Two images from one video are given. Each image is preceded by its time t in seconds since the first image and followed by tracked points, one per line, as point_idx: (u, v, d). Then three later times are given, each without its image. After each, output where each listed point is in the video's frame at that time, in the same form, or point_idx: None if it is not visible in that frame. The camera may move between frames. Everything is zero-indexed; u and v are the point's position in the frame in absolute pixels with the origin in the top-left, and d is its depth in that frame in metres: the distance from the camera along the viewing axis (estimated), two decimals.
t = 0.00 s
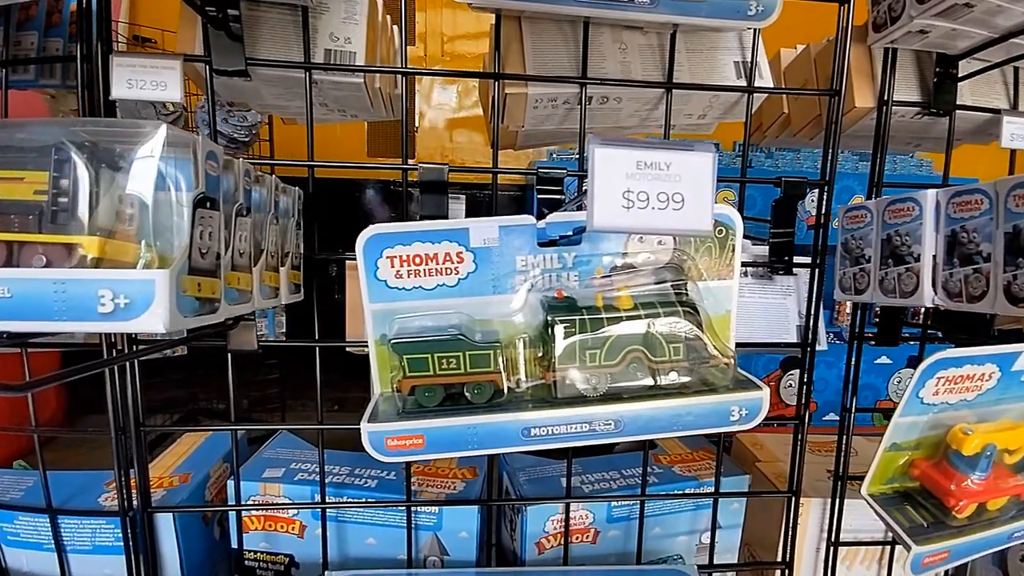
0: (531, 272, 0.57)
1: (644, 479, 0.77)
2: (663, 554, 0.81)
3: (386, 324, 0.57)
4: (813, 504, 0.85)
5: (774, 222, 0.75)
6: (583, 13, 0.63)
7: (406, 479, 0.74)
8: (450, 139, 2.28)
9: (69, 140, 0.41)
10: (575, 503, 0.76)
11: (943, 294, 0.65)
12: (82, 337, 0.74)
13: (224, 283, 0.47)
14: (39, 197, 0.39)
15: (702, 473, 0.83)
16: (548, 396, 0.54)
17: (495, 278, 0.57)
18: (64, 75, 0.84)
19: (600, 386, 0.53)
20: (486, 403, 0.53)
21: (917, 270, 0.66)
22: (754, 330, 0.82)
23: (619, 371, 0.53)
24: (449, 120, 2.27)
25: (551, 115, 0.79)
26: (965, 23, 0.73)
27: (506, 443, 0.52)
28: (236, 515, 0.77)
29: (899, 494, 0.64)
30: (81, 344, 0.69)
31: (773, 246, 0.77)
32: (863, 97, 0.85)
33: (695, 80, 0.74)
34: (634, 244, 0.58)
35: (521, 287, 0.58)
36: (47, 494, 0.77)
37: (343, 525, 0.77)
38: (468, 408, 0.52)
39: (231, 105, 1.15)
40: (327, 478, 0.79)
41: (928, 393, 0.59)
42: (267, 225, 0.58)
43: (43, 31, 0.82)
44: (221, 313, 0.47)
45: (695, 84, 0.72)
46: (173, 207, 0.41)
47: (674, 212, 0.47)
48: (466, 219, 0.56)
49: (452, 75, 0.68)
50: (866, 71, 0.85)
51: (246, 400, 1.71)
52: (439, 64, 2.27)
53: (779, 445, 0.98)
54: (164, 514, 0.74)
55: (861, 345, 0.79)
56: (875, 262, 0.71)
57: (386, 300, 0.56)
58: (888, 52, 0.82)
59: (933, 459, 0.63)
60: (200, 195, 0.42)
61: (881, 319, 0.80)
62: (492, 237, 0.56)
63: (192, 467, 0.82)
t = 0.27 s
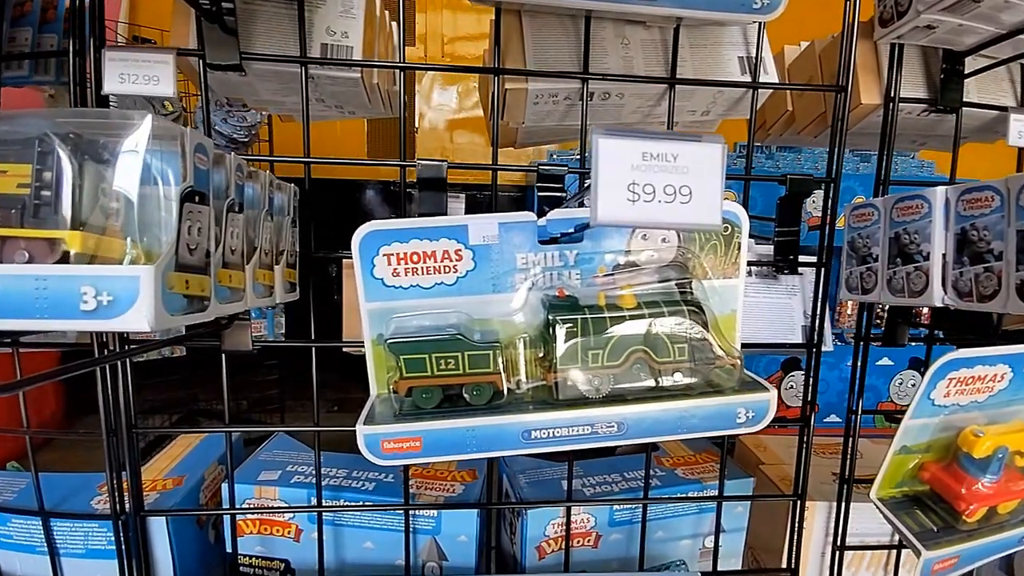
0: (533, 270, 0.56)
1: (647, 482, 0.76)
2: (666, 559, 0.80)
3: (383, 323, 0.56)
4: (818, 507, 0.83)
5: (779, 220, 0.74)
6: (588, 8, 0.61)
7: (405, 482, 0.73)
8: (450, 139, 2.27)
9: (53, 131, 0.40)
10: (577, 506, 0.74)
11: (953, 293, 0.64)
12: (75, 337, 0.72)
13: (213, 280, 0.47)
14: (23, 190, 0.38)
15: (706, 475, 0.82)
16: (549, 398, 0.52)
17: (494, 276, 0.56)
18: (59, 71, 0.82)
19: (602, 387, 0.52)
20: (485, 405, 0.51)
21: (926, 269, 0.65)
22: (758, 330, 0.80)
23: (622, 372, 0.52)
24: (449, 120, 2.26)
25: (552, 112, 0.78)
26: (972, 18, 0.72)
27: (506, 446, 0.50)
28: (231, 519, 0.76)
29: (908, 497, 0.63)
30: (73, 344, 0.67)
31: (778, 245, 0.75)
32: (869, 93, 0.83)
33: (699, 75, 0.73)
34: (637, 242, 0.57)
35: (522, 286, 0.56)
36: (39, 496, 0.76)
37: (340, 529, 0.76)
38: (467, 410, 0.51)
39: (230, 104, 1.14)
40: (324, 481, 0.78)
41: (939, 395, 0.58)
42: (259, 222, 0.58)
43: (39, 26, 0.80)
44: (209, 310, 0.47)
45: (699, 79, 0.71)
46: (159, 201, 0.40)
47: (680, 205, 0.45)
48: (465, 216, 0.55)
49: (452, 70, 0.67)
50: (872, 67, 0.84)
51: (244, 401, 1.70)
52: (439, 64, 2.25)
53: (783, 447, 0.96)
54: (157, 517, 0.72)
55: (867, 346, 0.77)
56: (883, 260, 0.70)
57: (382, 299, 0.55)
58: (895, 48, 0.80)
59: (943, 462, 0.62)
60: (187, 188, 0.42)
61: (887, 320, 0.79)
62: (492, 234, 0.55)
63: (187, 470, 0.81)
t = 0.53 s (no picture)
0: (534, 268, 0.55)
1: (650, 485, 0.74)
2: (669, 563, 0.78)
3: (381, 322, 0.54)
4: (825, 510, 0.82)
5: (784, 218, 0.73)
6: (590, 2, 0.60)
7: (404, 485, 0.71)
8: (450, 140, 2.25)
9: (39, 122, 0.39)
10: (579, 510, 0.73)
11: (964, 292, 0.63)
12: (68, 338, 0.71)
13: (205, 277, 0.46)
14: (7, 183, 0.37)
15: (710, 478, 0.81)
16: (552, 399, 0.51)
17: (495, 274, 0.55)
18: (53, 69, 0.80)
19: (606, 388, 0.51)
20: (486, 406, 0.50)
21: (936, 267, 0.64)
22: (763, 330, 0.79)
23: (625, 372, 0.51)
24: (449, 121, 2.24)
25: (553, 108, 0.76)
26: (979, 13, 0.70)
27: (507, 448, 0.49)
28: (226, 523, 0.74)
29: (919, 500, 0.61)
30: (65, 344, 0.66)
31: (784, 243, 0.74)
32: (876, 89, 0.82)
33: (703, 70, 0.71)
34: (641, 239, 0.56)
35: (523, 284, 0.55)
36: (32, 499, 0.74)
37: (338, 533, 0.74)
38: (467, 411, 0.50)
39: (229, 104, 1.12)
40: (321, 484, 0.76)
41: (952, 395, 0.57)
42: (254, 219, 0.57)
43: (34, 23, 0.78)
44: (201, 309, 0.46)
45: (703, 74, 0.69)
46: (148, 195, 0.39)
47: (689, 197, 0.44)
48: (464, 212, 0.54)
49: (452, 64, 0.66)
50: (879, 63, 0.82)
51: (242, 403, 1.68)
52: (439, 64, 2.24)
53: (788, 449, 0.95)
54: (151, 521, 0.71)
55: (874, 347, 0.76)
56: (891, 259, 0.70)
57: (380, 297, 0.54)
58: (902, 43, 0.79)
59: (954, 464, 0.61)
60: (177, 182, 0.41)
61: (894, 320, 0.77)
62: (493, 231, 0.54)
63: (182, 473, 0.79)
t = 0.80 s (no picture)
0: (536, 268, 0.54)
1: (653, 488, 0.73)
2: (672, 568, 0.77)
3: (379, 323, 0.54)
4: (830, 514, 0.80)
5: (790, 217, 0.71)
6: None
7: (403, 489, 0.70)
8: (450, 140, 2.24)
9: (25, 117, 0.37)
10: (581, 514, 0.72)
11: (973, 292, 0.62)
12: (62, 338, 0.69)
13: (196, 276, 0.45)
14: None
15: (714, 481, 0.79)
16: (554, 401, 0.50)
17: (496, 274, 0.54)
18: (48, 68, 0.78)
19: (609, 391, 0.50)
20: (486, 409, 0.49)
21: (945, 267, 0.63)
22: (767, 331, 0.78)
23: (629, 374, 0.50)
24: (449, 121, 2.23)
25: (555, 105, 0.75)
26: (986, 10, 0.70)
27: (507, 453, 0.48)
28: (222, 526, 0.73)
29: (929, 505, 0.61)
30: (58, 345, 0.65)
31: (789, 242, 0.72)
32: (882, 87, 0.81)
33: (708, 67, 0.70)
34: (645, 238, 0.55)
35: (524, 284, 0.54)
36: (26, 501, 0.73)
37: (336, 537, 0.73)
38: (467, 414, 0.49)
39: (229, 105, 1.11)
40: (319, 487, 0.75)
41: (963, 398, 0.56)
42: (250, 218, 0.56)
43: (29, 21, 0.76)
44: (193, 309, 0.45)
45: (707, 71, 0.68)
46: (138, 192, 0.39)
47: (698, 192, 0.43)
48: (465, 210, 0.53)
49: (451, 60, 0.64)
50: (885, 60, 0.81)
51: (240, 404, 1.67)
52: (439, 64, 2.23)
53: (792, 452, 0.94)
54: (146, 525, 0.70)
55: (881, 349, 0.74)
56: (899, 259, 0.68)
57: (378, 298, 0.53)
58: (908, 40, 0.78)
59: (964, 467, 0.60)
60: (168, 178, 0.40)
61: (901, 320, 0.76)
62: (494, 229, 0.53)
63: (178, 476, 0.78)
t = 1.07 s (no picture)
0: (536, 266, 0.53)
1: (655, 492, 0.72)
2: (674, 572, 0.76)
3: (375, 322, 0.52)
4: (835, 517, 0.79)
5: (794, 215, 0.70)
6: None
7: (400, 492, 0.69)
8: (450, 141, 2.22)
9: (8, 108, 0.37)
10: (582, 517, 0.70)
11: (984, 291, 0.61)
12: (53, 338, 0.68)
13: (182, 273, 0.45)
14: None
15: (717, 484, 0.78)
16: (555, 403, 0.49)
17: (495, 272, 0.52)
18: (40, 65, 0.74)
19: (611, 392, 0.48)
20: (485, 411, 0.48)
21: (955, 266, 0.62)
22: (772, 331, 0.76)
23: (632, 374, 0.48)
24: (449, 122, 2.22)
25: (555, 101, 0.74)
26: (992, 4, 0.68)
27: (505, 456, 0.46)
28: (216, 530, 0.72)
29: (938, 508, 0.60)
30: (48, 345, 0.63)
31: (794, 241, 0.71)
32: (888, 83, 0.80)
33: (711, 62, 0.69)
34: (648, 235, 0.54)
35: (524, 282, 0.53)
36: (19, 504, 0.72)
37: (332, 541, 0.72)
38: (466, 416, 0.48)
39: (227, 104, 1.09)
40: (315, 490, 0.74)
41: (976, 400, 0.55)
42: (240, 214, 0.56)
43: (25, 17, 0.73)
44: (181, 308, 0.45)
45: (711, 66, 0.67)
46: (123, 185, 0.38)
47: (707, 183, 0.41)
48: (463, 206, 0.52)
49: (449, 54, 0.63)
50: (891, 56, 0.80)
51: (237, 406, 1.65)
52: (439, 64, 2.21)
53: (796, 454, 0.92)
54: (138, 529, 0.68)
55: (887, 349, 0.73)
56: (907, 258, 0.67)
57: (373, 296, 0.52)
58: (914, 36, 0.76)
59: (974, 470, 0.59)
60: (153, 171, 0.40)
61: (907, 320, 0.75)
62: (492, 226, 0.52)
63: (171, 479, 0.77)
